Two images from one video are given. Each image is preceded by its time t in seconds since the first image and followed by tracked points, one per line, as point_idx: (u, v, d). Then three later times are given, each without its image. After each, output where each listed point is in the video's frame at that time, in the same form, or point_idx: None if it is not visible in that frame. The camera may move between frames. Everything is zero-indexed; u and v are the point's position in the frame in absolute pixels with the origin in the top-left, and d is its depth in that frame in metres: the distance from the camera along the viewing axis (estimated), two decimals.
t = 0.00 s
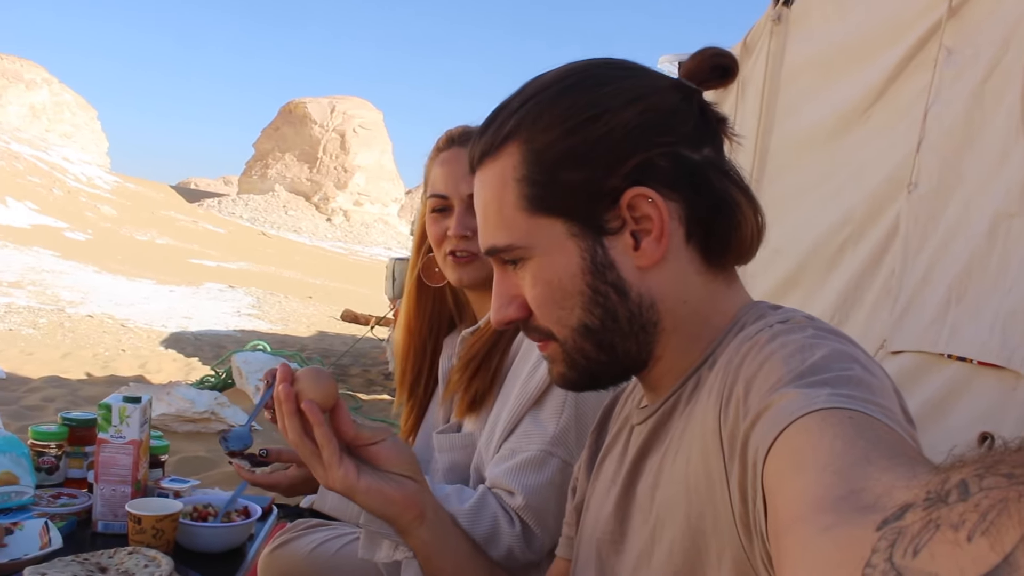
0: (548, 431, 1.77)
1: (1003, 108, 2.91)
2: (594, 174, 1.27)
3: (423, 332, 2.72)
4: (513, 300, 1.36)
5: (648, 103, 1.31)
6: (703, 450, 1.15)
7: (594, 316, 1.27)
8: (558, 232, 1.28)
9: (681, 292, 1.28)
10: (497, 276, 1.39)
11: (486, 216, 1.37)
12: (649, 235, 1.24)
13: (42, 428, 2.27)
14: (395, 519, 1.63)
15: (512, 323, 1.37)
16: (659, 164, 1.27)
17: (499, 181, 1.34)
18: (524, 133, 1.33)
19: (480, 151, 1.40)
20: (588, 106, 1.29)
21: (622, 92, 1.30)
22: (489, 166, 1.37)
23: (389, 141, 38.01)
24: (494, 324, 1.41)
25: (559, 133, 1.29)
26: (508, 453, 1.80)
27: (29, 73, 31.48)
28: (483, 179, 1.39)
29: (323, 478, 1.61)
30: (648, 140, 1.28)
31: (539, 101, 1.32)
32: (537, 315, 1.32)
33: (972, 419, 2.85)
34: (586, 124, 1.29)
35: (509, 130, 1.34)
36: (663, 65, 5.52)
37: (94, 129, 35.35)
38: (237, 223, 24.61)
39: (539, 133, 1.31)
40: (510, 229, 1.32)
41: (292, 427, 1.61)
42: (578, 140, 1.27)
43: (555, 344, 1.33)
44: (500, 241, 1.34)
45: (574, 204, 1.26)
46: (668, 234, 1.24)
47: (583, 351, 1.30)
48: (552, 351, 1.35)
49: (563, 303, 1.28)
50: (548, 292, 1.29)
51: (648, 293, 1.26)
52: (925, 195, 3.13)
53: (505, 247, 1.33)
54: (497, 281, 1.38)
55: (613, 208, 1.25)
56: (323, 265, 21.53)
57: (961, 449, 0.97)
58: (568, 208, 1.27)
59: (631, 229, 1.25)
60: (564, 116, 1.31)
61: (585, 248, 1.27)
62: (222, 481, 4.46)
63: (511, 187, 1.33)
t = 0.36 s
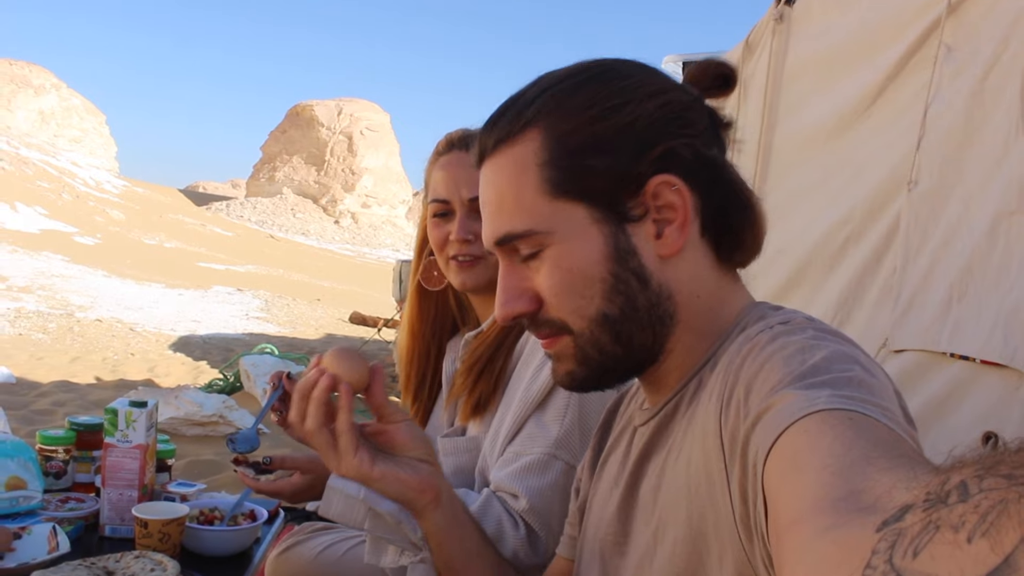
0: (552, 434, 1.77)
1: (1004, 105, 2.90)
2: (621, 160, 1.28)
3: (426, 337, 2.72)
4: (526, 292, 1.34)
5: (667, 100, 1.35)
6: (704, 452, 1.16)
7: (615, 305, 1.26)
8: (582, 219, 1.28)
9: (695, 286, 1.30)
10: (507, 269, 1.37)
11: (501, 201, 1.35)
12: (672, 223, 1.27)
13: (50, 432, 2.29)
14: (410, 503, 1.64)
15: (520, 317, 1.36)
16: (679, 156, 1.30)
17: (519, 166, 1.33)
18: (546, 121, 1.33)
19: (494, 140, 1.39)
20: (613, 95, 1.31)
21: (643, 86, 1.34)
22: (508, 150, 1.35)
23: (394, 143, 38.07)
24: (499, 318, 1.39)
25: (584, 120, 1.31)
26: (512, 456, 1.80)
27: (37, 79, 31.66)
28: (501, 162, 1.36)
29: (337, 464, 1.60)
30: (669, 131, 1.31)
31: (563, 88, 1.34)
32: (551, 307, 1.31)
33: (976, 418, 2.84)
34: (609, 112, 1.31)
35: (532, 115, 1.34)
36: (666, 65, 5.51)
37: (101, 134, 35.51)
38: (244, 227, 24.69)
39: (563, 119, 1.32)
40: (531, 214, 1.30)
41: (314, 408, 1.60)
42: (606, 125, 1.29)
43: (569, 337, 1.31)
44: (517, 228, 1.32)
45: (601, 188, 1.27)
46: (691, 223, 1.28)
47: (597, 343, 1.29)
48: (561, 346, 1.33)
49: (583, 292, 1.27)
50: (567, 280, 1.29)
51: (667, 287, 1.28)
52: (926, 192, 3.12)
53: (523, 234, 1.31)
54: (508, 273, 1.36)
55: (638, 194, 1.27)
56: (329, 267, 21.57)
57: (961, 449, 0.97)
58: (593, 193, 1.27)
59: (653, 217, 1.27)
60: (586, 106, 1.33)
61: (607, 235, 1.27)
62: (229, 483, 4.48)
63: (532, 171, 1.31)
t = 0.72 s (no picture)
0: (549, 438, 1.76)
1: (995, 107, 2.92)
2: (594, 178, 1.29)
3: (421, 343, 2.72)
4: (528, 327, 1.33)
5: (626, 108, 1.35)
6: (704, 454, 1.15)
7: (614, 323, 1.26)
8: (566, 244, 1.27)
9: (692, 289, 1.30)
10: (505, 307, 1.36)
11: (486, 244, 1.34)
12: (657, 229, 1.27)
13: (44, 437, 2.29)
14: (445, 413, 1.63)
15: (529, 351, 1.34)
16: (651, 160, 1.31)
17: (495, 205, 1.33)
18: (513, 154, 1.33)
19: (464, 184, 1.39)
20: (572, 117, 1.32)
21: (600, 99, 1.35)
22: (481, 193, 1.35)
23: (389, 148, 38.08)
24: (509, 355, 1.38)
25: (548, 147, 1.31)
26: (509, 461, 1.80)
27: (30, 83, 31.58)
28: (476, 206, 1.37)
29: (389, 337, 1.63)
30: (635, 139, 1.32)
31: (521, 121, 1.34)
32: (555, 337, 1.30)
33: (970, 418, 2.84)
34: (573, 132, 1.32)
35: (498, 152, 1.34)
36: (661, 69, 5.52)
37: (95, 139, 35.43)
38: (238, 231, 24.64)
39: (529, 150, 1.32)
40: (517, 250, 1.30)
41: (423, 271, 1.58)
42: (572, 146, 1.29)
43: (578, 361, 1.30)
44: (507, 267, 1.31)
45: (578, 210, 1.27)
46: (675, 226, 1.28)
47: (605, 364, 1.28)
48: (574, 372, 1.32)
49: (582, 316, 1.26)
50: (565, 307, 1.27)
51: (660, 292, 1.27)
52: (918, 194, 3.13)
53: (513, 270, 1.30)
54: (506, 311, 1.35)
55: (617, 209, 1.27)
56: (324, 272, 21.55)
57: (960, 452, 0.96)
58: (570, 217, 1.27)
59: (636, 226, 1.27)
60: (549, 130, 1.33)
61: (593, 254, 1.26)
62: (224, 488, 4.46)
63: (509, 208, 1.31)
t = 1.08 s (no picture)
0: (551, 439, 1.77)
1: (999, 118, 2.93)
2: (575, 190, 1.29)
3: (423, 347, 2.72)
4: (523, 335, 1.35)
5: (609, 116, 1.34)
6: (705, 452, 1.16)
7: (603, 332, 1.27)
8: (551, 257, 1.29)
9: (682, 294, 1.29)
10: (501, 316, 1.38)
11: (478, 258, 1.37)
12: (641, 238, 1.27)
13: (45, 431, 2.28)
14: (449, 417, 1.59)
15: (525, 357, 1.37)
16: (635, 170, 1.30)
17: (484, 220, 1.35)
18: (498, 170, 1.35)
19: (456, 200, 1.42)
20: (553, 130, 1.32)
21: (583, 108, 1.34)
22: (470, 210, 1.39)
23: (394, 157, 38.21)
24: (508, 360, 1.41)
25: (531, 161, 1.32)
26: (511, 461, 1.80)
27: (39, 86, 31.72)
28: (468, 221, 1.40)
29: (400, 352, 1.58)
30: (618, 149, 1.31)
31: (505, 135, 1.35)
32: (548, 344, 1.32)
33: (973, 429, 2.84)
34: (555, 146, 1.32)
35: (484, 169, 1.36)
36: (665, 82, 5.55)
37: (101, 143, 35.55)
38: (242, 237, 24.69)
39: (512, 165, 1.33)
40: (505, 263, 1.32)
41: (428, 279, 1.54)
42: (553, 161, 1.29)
43: (572, 367, 1.32)
44: (498, 279, 1.34)
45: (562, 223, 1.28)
46: (659, 234, 1.27)
47: (598, 369, 1.30)
48: (569, 376, 1.34)
49: (571, 325, 1.28)
50: (554, 317, 1.30)
51: (654, 296, 1.28)
52: (920, 206, 3.14)
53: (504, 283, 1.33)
54: (501, 320, 1.38)
55: (599, 221, 1.28)
56: (327, 279, 21.58)
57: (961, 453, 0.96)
58: (554, 231, 1.29)
59: (623, 238, 1.27)
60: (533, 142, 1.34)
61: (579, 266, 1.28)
62: (223, 490, 4.46)
63: (496, 224, 1.33)
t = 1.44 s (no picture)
0: (549, 436, 1.77)
1: (999, 123, 2.94)
2: (601, 164, 1.29)
3: (420, 342, 2.72)
4: (520, 299, 1.36)
5: (648, 97, 1.34)
6: (704, 448, 1.15)
7: (604, 308, 1.28)
8: (566, 225, 1.30)
9: (688, 284, 1.30)
10: (504, 278, 1.39)
11: (492, 215, 1.37)
12: (657, 223, 1.28)
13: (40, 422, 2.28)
14: (386, 494, 1.59)
15: (520, 322, 1.38)
16: (664, 154, 1.30)
17: (505, 177, 1.35)
18: (529, 129, 1.35)
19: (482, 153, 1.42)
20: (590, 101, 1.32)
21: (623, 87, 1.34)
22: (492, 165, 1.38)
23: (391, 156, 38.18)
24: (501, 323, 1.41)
25: (563, 127, 1.32)
26: (507, 456, 1.79)
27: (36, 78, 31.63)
28: (487, 176, 1.39)
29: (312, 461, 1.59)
30: (650, 132, 1.31)
31: (540, 97, 1.35)
32: (547, 312, 1.33)
33: (968, 431, 2.84)
34: (589, 117, 1.32)
35: (515, 125, 1.36)
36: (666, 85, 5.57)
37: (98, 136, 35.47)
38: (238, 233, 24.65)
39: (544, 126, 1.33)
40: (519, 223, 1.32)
41: (288, 401, 1.61)
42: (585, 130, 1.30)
43: (564, 339, 1.33)
44: (508, 239, 1.34)
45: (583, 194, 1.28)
46: (676, 222, 1.28)
47: (591, 345, 1.30)
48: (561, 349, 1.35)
49: (572, 296, 1.29)
50: (557, 286, 1.30)
51: (659, 282, 1.28)
52: (920, 209, 3.15)
53: (512, 243, 1.33)
54: (502, 281, 1.39)
55: (620, 198, 1.28)
56: (322, 276, 21.55)
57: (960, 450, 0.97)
58: (575, 199, 1.29)
59: (639, 218, 1.28)
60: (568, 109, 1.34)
61: (592, 239, 1.29)
62: (217, 485, 4.45)
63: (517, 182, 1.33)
